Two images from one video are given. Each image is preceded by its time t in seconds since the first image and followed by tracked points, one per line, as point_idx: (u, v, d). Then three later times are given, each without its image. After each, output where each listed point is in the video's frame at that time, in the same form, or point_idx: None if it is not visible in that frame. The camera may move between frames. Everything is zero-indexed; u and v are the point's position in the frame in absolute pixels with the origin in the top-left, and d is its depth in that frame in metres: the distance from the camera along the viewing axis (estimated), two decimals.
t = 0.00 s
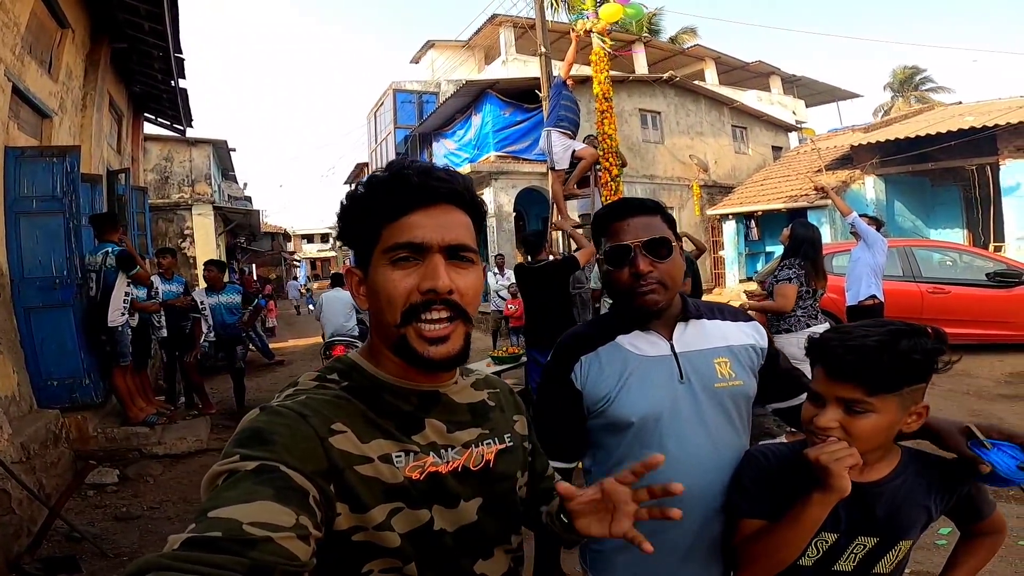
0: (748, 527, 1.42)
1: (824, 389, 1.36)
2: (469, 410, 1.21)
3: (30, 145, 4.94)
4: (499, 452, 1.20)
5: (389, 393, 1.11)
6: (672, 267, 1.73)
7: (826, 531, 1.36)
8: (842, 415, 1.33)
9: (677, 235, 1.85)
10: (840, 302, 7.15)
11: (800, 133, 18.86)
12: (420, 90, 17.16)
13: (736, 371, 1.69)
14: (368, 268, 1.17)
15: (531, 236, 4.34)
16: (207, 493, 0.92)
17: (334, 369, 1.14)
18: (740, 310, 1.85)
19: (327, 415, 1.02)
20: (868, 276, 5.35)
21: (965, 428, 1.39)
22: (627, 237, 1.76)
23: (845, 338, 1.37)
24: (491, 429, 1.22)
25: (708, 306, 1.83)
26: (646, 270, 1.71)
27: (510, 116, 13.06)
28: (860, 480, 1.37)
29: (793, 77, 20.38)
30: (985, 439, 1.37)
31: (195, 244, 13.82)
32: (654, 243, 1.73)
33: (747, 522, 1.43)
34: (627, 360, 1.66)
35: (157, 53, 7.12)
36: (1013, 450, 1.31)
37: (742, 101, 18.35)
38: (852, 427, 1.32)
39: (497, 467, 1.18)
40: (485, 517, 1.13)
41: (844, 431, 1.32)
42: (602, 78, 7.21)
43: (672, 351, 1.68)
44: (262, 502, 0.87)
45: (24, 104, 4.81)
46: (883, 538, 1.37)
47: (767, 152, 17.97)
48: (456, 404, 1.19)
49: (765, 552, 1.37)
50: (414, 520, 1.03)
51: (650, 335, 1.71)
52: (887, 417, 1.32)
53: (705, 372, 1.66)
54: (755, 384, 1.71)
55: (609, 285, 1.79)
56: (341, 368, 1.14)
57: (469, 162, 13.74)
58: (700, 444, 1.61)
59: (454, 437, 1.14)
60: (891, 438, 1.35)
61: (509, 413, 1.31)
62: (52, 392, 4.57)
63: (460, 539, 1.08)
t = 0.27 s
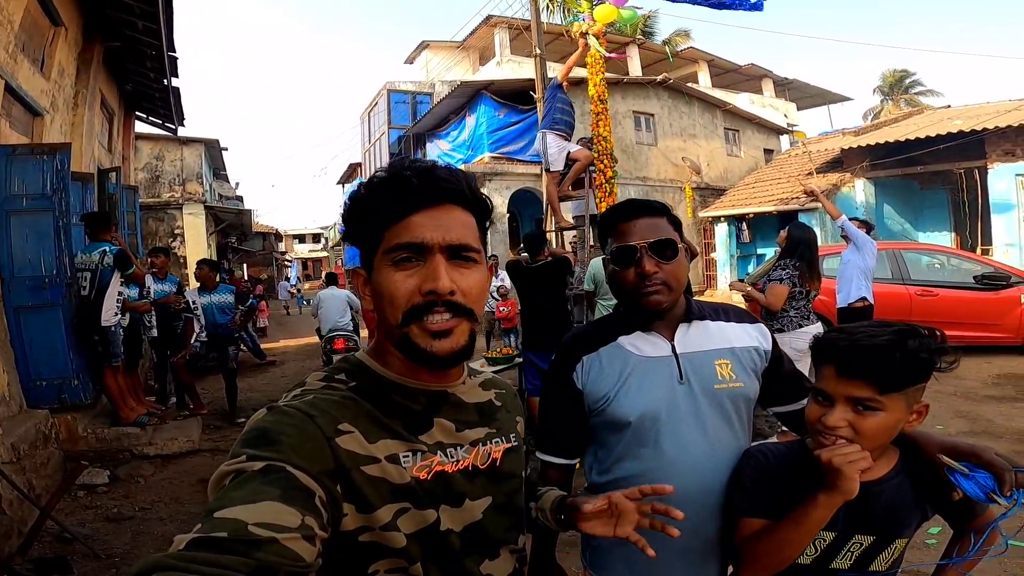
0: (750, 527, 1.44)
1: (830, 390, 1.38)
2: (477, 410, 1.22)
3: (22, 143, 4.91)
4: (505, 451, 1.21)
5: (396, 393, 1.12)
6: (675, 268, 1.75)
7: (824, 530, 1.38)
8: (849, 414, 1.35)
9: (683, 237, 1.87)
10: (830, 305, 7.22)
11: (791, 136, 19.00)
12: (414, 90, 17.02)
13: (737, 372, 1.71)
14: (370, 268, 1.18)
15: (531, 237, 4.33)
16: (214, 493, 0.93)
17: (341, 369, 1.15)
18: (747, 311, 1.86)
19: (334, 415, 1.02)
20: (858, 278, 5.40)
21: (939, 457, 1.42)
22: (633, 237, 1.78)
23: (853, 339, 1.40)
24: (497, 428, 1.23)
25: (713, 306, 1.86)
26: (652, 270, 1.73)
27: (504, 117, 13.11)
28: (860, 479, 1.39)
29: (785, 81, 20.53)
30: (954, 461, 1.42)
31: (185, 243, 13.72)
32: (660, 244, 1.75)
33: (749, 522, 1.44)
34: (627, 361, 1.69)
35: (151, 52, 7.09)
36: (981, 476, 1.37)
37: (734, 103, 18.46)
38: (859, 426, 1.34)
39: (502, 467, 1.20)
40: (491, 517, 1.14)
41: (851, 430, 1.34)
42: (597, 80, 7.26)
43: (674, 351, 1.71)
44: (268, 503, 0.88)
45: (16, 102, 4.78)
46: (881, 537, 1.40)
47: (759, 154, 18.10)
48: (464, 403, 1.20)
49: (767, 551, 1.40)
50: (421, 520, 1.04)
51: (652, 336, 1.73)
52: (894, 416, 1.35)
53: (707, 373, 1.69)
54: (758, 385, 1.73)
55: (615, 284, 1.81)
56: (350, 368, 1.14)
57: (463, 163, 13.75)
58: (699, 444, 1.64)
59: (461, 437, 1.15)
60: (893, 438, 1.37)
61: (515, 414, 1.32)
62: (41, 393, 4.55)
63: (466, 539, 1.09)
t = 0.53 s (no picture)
0: (754, 532, 1.44)
1: (838, 396, 1.38)
2: (473, 411, 1.22)
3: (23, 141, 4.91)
4: (500, 451, 1.21)
5: (394, 394, 1.12)
6: (681, 271, 1.76)
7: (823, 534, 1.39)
8: (858, 421, 1.35)
9: (689, 239, 1.87)
10: (829, 309, 7.23)
11: (791, 140, 19.03)
12: (416, 92, 16.97)
13: (742, 375, 1.71)
14: (369, 268, 1.18)
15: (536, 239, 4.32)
16: (210, 494, 0.93)
17: (337, 370, 1.15)
18: (754, 315, 1.86)
19: (331, 415, 1.03)
20: (857, 282, 5.40)
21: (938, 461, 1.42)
22: (638, 239, 1.79)
23: (867, 347, 1.39)
24: (493, 428, 1.23)
25: (720, 309, 1.86)
26: (656, 273, 1.75)
27: (505, 119, 13.15)
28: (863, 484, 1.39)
29: (786, 84, 20.56)
30: (954, 466, 1.42)
31: (184, 243, 13.70)
32: (665, 247, 1.75)
33: (754, 528, 1.45)
34: (631, 363, 1.70)
35: (154, 51, 7.09)
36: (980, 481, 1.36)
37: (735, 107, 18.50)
38: (867, 432, 1.34)
39: (498, 467, 1.20)
40: (487, 517, 1.14)
41: (858, 437, 1.35)
42: (599, 83, 7.28)
43: (677, 354, 1.72)
44: (265, 504, 0.88)
45: (18, 100, 4.78)
46: (881, 542, 1.40)
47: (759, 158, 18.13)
48: (459, 404, 1.20)
49: (769, 557, 1.40)
50: (419, 520, 1.04)
51: (656, 339, 1.74)
52: (902, 424, 1.35)
53: (711, 377, 1.69)
54: (762, 389, 1.73)
55: (619, 287, 1.82)
56: (345, 368, 1.14)
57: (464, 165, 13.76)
58: (701, 447, 1.65)
59: (459, 436, 1.15)
60: (898, 444, 1.37)
61: (511, 414, 1.32)
62: (38, 392, 4.54)
63: (464, 540, 1.09)
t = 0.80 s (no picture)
0: (760, 539, 1.43)
1: (849, 402, 1.37)
2: (470, 411, 1.22)
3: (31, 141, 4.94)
4: (497, 452, 1.21)
5: (393, 396, 1.12)
6: (690, 275, 1.75)
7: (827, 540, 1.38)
8: (868, 429, 1.34)
9: (700, 243, 1.87)
10: (835, 314, 7.19)
11: (797, 143, 18.98)
12: (421, 94, 17.15)
13: (751, 380, 1.70)
14: (366, 269, 1.18)
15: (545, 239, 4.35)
16: (207, 495, 0.92)
17: (335, 371, 1.15)
18: (763, 319, 1.86)
19: (329, 416, 1.02)
20: (863, 287, 5.37)
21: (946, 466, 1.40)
22: (645, 243, 1.79)
23: (879, 354, 1.38)
24: (490, 429, 1.22)
25: (731, 314, 1.85)
26: (662, 277, 1.74)
27: (510, 122, 13.18)
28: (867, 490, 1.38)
29: (792, 88, 20.52)
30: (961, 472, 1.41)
31: (189, 243, 13.76)
32: (673, 250, 1.75)
33: (760, 535, 1.44)
34: (640, 366, 1.70)
35: (162, 51, 7.13)
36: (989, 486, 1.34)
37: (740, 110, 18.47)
38: (877, 440, 1.33)
39: (495, 468, 1.19)
40: (485, 519, 1.13)
41: (867, 444, 1.33)
42: (605, 86, 7.30)
43: (686, 357, 1.71)
44: (263, 504, 0.88)
45: (26, 100, 4.81)
46: (887, 548, 1.39)
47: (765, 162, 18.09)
48: (455, 404, 1.20)
49: (774, 563, 1.39)
50: (415, 521, 1.03)
51: (665, 342, 1.74)
52: (911, 432, 1.34)
53: (719, 380, 1.68)
54: (771, 394, 1.72)
55: (627, 290, 1.82)
56: (342, 370, 1.14)
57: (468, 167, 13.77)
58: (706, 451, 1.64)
59: (455, 438, 1.15)
60: (908, 451, 1.36)
61: (509, 415, 1.32)
62: (41, 392, 4.54)
63: (462, 542, 1.08)
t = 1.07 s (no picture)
0: (763, 539, 1.43)
1: (850, 402, 1.37)
2: (472, 411, 1.22)
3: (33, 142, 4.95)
4: (500, 453, 1.21)
5: (397, 395, 1.12)
6: (694, 274, 1.76)
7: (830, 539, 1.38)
8: (869, 429, 1.34)
9: (705, 244, 1.87)
10: (835, 314, 7.19)
11: (797, 144, 18.99)
12: (422, 95, 17.11)
13: (755, 379, 1.71)
14: (367, 270, 1.18)
15: (546, 240, 4.35)
16: (210, 494, 0.93)
17: (338, 370, 1.15)
18: (768, 319, 1.86)
19: (332, 416, 1.03)
20: (863, 288, 5.37)
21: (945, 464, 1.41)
22: (651, 242, 1.79)
23: (876, 353, 1.39)
24: (493, 430, 1.23)
25: (735, 313, 1.85)
26: (667, 276, 1.74)
27: (511, 123, 13.20)
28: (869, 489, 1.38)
29: (792, 89, 20.53)
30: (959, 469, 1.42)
31: (190, 245, 13.76)
32: (678, 250, 1.75)
33: (762, 534, 1.43)
34: (644, 365, 1.70)
35: (163, 53, 7.14)
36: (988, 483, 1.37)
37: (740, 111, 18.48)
38: (878, 439, 1.34)
39: (498, 468, 1.19)
40: (487, 518, 1.14)
41: (868, 443, 1.34)
42: (605, 87, 7.30)
43: (690, 356, 1.72)
44: (265, 503, 0.88)
45: (28, 101, 4.81)
46: (890, 546, 1.39)
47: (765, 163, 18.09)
48: (458, 404, 1.20)
49: (776, 563, 1.39)
50: (417, 522, 1.04)
51: (670, 341, 1.74)
52: (911, 430, 1.35)
53: (724, 379, 1.69)
54: (775, 392, 1.74)
55: (632, 289, 1.82)
56: (346, 369, 1.15)
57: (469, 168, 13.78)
58: (710, 450, 1.65)
59: (458, 438, 1.15)
60: (908, 449, 1.37)
61: (512, 416, 1.32)
62: (42, 393, 4.53)
63: (465, 542, 1.09)
